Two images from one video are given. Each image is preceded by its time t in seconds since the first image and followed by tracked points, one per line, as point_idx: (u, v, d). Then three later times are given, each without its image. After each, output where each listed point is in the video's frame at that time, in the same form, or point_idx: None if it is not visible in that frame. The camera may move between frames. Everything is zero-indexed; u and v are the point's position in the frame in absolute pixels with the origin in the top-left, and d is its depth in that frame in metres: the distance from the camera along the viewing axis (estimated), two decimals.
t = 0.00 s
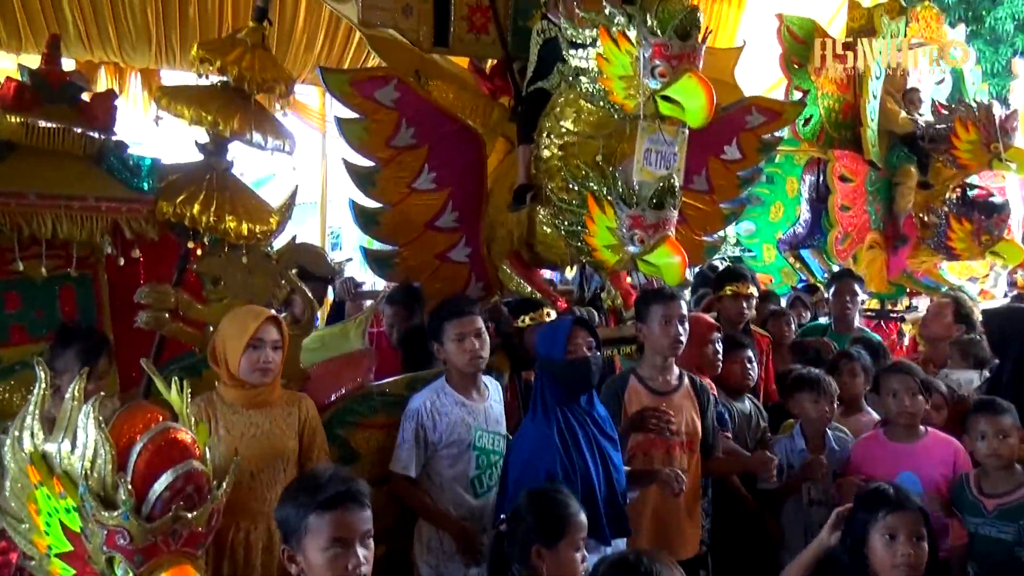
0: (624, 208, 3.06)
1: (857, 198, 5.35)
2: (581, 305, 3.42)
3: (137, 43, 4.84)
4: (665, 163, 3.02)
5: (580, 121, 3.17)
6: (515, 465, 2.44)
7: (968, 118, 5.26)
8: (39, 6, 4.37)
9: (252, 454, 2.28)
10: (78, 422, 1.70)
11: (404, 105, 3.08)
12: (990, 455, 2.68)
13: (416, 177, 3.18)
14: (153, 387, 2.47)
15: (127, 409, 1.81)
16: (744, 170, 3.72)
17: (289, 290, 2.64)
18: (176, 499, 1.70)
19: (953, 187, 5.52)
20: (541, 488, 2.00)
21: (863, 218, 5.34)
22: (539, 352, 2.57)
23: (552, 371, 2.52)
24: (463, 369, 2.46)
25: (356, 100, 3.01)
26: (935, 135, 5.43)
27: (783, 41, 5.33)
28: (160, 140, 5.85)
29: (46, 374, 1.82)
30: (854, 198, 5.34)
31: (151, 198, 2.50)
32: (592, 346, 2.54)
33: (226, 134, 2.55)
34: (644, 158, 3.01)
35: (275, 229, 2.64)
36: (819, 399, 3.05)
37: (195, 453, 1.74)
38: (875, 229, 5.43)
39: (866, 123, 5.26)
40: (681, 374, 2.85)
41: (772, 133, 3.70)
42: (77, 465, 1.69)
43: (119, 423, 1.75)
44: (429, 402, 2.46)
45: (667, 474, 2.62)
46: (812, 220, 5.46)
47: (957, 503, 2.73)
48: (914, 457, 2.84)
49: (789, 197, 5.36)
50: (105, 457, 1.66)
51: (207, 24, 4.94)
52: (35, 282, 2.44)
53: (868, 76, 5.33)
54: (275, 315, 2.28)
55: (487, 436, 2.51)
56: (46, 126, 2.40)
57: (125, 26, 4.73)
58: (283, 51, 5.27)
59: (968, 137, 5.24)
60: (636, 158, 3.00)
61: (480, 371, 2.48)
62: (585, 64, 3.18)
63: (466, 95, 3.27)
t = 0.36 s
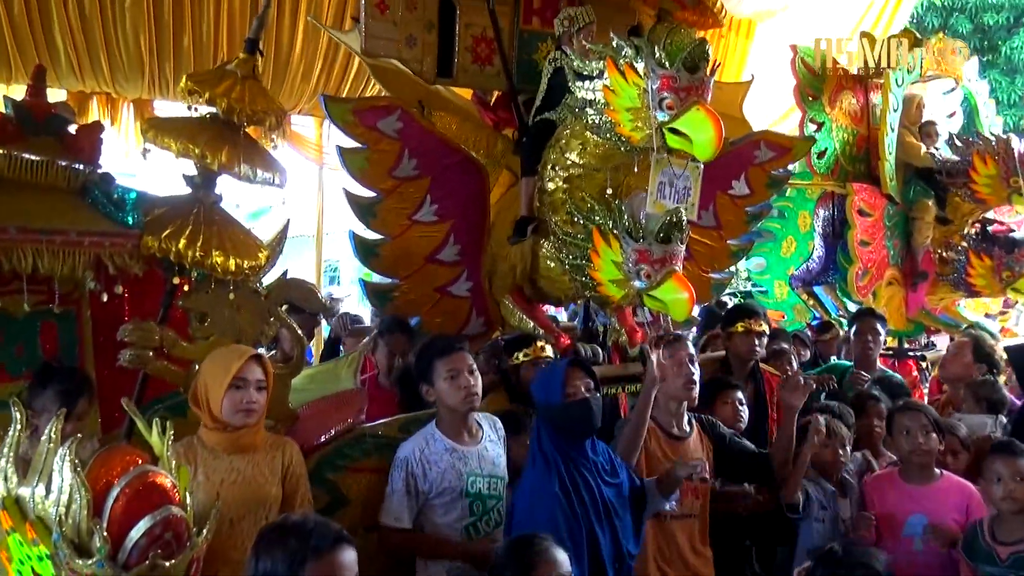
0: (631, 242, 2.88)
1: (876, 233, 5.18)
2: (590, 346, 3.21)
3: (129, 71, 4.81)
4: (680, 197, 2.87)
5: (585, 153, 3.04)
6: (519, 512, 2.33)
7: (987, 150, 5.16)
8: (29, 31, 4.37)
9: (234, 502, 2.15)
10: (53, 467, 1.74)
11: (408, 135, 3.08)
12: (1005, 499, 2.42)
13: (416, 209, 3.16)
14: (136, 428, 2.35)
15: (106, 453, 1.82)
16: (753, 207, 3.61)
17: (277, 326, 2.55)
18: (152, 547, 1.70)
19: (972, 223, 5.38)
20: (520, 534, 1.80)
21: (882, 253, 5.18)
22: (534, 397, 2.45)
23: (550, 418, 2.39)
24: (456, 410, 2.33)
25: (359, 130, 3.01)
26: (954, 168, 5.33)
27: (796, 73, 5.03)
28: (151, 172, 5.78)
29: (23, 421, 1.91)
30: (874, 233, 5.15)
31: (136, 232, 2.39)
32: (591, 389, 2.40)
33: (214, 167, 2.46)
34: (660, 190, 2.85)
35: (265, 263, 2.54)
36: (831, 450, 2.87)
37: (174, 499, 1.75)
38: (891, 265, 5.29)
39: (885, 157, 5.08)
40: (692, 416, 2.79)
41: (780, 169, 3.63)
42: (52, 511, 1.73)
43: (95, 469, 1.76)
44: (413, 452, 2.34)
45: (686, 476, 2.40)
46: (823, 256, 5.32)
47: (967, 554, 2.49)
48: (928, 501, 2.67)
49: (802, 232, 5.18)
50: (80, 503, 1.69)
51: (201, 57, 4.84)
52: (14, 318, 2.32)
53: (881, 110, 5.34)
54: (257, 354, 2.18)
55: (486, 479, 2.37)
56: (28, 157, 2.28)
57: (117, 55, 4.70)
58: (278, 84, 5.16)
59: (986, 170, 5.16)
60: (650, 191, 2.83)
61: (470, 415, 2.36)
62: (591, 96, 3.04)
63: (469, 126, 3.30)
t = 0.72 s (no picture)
0: (612, 269, 2.81)
1: (879, 262, 4.96)
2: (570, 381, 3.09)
3: (114, 90, 4.72)
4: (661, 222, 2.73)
5: (566, 177, 2.94)
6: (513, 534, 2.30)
7: (992, 178, 5.08)
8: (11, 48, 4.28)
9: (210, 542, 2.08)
10: (24, 500, 1.64)
11: (379, 157, 3.05)
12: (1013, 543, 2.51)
13: (390, 235, 3.13)
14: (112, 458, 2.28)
15: (82, 481, 1.72)
16: (739, 233, 3.55)
17: (261, 353, 2.47)
18: None
19: (977, 252, 5.31)
20: None
21: (885, 284, 4.94)
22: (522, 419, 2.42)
23: (539, 439, 2.36)
24: (435, 449, 2.26)
25: (330, 151, 2.98)
26: (956, 197, 5.22)
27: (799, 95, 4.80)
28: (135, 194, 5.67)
29: None
30: (875, 263, 4.94)
31: (116, 256, 2.34)
32: (582, 408, 2.37)
33: (198, 189, 2.40)
34: (641, 216, 2.71)
35: (251, 290, 2.49)
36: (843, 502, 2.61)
37: (149, 535, 1.66)
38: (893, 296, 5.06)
39: (889, 184, 4.81)
40: (744, 457, 2.60)
41: (767, 193, 3.55)
42: (22, 546, 1.62)
43: (69, 500, 1.67)
44: (394, 488, 2.27)
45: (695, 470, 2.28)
46: (824, 285, 5.23)
47: None
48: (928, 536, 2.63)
49: (802, 259, 5.18)
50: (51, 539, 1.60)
51: (190, 77, 4.79)
52: None
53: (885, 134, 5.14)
54: (236, 386, 2.13)
55: (471, 516, 2.29)
56: (6, 177, 2.23)
57: (102, 72, 4.61)
58: (267, 104, 5.08)
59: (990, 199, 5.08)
60: (631, 215, 2.69)
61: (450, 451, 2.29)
62: (570, 118, 2.93)
63: (445, 148, 3.23)
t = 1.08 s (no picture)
0: (593, 269, 2.75)
1: (873, 263, 4.98)
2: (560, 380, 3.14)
3: (91, 82, 4.68)
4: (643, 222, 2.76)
5: (545, 174, 2.92)
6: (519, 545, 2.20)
7: (993, 179, 5.06)
8: None
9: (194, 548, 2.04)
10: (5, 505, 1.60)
11: (351, 156, 2.97)
12: (1002, 545, 2.39)
13: (364, 235, 3.06)
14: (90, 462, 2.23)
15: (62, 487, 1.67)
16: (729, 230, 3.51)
17: (246, 355, 2.42)
18: None
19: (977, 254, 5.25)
20: None
21: (878, 286, 4.98)
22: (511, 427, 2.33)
23: (530, 449, 2.26)
24: (420, 452, 2.22)
25: (299, 149, 2.90)
26: (954, 196, 5.15)
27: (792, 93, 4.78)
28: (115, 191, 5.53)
29: None
30: (870, 265, 4.97)
31: (99, 253, 2.29)
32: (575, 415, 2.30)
33: (184, 185, 2.36)
34: (621, 215, 2.73)
35: (236, 288, 2.44)
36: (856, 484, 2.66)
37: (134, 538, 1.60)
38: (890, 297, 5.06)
39: (885, 184, 4.79)
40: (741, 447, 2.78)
41: (758, 189, 3.52)
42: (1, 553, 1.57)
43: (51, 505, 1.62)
44: (376, 490, 2.23)
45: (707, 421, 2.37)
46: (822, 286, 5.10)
47: None
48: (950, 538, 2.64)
49: (799, 259, 5.09)
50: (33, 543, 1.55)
51: (169, 70, 4.75)
52: None
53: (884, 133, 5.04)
54: (218, 387, 2.09)
55: (456, 522, 2.25)
56: None
57: (79, 64, 4.58)
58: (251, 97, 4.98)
59: (992, 199, 5.04)
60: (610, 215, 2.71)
61: (438, 455, 2.25)
62: (550, 113, 2.88)
63: (422, 145, 3.22)
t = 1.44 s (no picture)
0: (579, 249, 2.72)
1: (871, 243, 4.84)
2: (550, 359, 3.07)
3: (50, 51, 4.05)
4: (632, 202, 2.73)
5: (532, 152, 2.86)
6: (528, 515, 2.26)
7: (990, 155, 4.98)
8: None
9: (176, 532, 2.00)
10: None
11: (333, 135, 2.90)
12: (998, 517, 2.36)
13: (349, 214, 2.99)
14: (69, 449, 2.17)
15: (44, 472, 1.63)
16: (729, 208, 3.45)
17: (226, 337, 2.35)
18: None
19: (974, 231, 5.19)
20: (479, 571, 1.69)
21: (878, 264, 4.79)
22: (533, 402, 2.35)
23: (549, 427, 2.30)
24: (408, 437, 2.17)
25: (279, 128, 2.81)
26: (952, 173, 5.14)
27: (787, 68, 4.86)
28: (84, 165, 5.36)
29: None
30: (869, 243, 4.83)
31: (75, 233, 2.23)
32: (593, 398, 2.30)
33: (163, 162, 2.28)
34: (606, 194, 2.71)
35: (216, 269, 2.35)
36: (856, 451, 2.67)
37: (121, 524, 1.59)
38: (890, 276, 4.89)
39: (881, 161, 4.69)
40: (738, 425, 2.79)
41: (758, 166, 3.45)
42: None
43: (32, 490, 1.58)
44: (368, 470, 2.21)
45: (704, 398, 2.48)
46: (817, 266, 5.07)
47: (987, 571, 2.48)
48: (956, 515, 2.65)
49: (792, 238, 5.08)
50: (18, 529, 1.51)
51: (134, 44, 4.20)
52: None
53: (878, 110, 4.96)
54: (197, 369, 2.07)
55: (445, 511, 2.17)
56: None
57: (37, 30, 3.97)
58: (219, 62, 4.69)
59: (988, 176, 4.99)
60: (596, 194, 2.69)
61: (430, 439, 2.18)
62: (536, 90, 2.84)
63: (408, 122, 3.12)
